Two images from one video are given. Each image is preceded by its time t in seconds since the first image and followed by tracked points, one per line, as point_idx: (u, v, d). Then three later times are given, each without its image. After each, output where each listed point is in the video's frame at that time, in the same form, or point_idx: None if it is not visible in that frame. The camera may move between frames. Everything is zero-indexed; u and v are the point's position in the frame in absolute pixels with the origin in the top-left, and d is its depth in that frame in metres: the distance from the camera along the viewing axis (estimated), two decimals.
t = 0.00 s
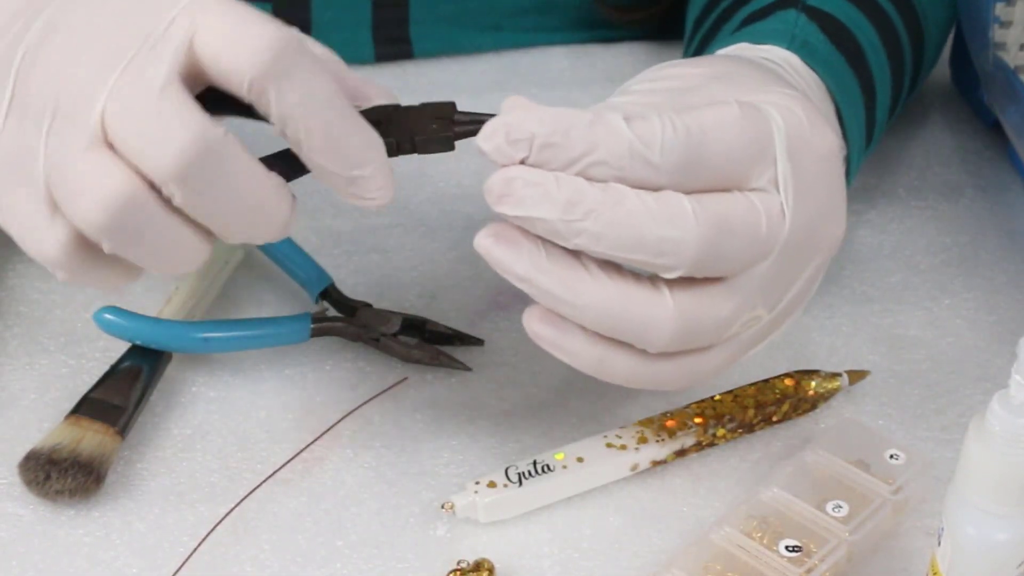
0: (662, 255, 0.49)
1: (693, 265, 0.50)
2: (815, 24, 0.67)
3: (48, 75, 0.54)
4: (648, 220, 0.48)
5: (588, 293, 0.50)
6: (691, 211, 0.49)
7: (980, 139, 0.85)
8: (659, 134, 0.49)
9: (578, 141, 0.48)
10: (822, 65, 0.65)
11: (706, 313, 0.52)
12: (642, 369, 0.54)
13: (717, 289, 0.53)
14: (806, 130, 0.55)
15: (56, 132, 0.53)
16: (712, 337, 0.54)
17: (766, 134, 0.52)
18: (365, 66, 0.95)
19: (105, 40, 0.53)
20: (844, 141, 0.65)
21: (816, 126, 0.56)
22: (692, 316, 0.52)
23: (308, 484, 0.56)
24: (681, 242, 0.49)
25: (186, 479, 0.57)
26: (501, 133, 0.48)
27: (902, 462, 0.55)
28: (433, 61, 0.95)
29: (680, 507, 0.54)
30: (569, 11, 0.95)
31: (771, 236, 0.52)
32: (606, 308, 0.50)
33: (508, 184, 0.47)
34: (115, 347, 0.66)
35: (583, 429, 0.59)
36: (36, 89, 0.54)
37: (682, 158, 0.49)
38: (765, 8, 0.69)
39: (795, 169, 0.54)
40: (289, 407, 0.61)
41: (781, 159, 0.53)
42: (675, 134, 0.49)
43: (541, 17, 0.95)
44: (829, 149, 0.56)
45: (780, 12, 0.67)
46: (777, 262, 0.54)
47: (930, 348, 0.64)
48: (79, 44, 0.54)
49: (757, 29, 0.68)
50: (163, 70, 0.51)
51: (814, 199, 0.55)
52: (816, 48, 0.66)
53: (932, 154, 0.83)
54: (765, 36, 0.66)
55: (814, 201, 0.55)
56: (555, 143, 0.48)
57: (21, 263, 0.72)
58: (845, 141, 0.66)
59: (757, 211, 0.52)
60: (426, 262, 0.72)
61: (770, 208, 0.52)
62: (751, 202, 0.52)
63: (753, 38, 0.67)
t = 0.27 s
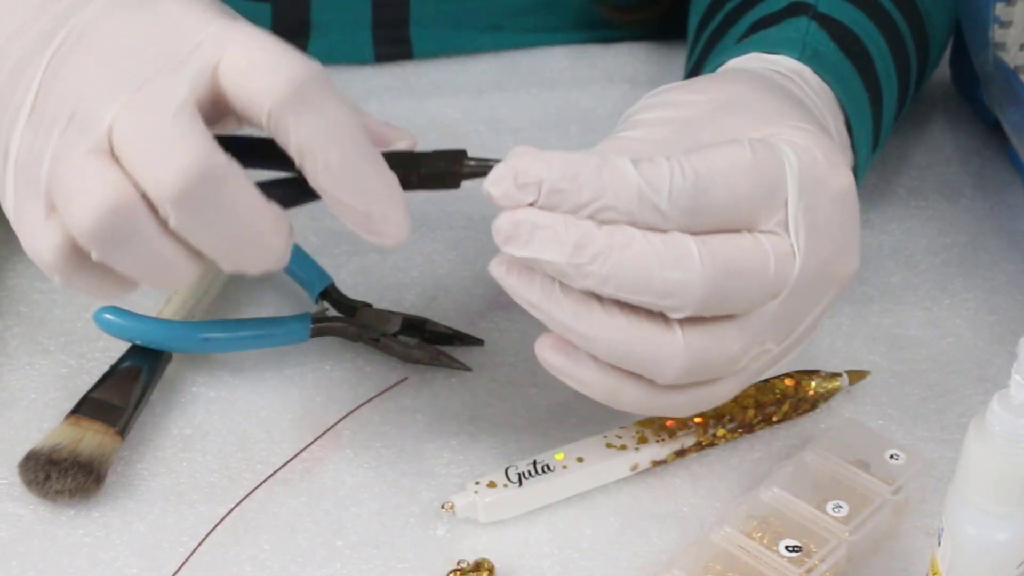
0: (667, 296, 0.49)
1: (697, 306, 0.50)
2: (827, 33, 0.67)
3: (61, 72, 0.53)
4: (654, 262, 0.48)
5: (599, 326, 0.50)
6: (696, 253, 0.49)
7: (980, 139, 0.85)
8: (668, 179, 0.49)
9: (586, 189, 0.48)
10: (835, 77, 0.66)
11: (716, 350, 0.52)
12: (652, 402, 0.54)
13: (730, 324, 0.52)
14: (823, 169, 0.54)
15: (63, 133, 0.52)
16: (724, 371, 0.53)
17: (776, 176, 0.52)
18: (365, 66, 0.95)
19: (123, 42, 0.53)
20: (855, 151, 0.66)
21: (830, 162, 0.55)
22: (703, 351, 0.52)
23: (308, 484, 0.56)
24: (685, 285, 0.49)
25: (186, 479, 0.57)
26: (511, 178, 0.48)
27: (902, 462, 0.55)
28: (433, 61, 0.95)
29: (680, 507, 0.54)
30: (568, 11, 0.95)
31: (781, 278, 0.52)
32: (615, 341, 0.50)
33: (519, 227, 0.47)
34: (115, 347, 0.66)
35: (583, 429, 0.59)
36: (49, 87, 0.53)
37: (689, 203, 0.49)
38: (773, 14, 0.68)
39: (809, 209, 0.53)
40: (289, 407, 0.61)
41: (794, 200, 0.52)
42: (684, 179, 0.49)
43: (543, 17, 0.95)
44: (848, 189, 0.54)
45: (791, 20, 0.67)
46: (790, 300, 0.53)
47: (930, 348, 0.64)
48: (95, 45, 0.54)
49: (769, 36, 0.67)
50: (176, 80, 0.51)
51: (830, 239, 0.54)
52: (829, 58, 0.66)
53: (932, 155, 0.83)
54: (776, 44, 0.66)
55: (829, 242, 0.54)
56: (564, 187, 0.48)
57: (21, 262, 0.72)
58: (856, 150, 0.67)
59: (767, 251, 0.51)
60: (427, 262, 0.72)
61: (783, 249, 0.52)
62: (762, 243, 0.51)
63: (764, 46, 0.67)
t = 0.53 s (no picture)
0: (664, 316, 0.49)
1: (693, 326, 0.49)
2: (853, 31, 0.67)
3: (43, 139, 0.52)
4: (648, 282, 0.48)
5: (609, 347, 0.51)
6: (689, 272, 0.48)
7: (981, 139, 0.85)
8: (659, 202, 0.48)
9: (577, 216, 0.48)
10: (864, 75, 0.66)
11: (719, 368, 0.51)
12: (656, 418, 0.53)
13: (737, 341, 0.52)
14: (828, 178, 0.51)
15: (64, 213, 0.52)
16: (730, 388, 0.52)
17: (775, 193, 0.50)
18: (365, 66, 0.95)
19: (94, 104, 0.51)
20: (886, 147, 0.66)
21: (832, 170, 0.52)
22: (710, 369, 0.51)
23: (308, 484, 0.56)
24: (680, 305, 0.48)
25: (186, 479, 0.57)
26: (507, 210, 0.48)
27: (902, 462, 0.55)
28: (433, 62, 0.95)
29: (680, 507, 0.54)
30: (568, 12, 0.95)
31: (781, 294, 0.50)
32: (625, 362, 0.51)
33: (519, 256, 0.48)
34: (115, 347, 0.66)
35: (584, 430, 0.59)
36: (32, 151, 0.52)
37: (682, 223, 0.49)
38: (797, 17, 0.68)
39: (812, 220, 0.51)
40: (289, 407, 0.61)
41: (794, 213, 0.50)
42: (675, 201, 0.48)
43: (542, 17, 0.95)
44: (856, 196, 0.52)
45: (817, 21, 0.67)
46: (797, 313, 0.51)
47: (930, 348, 0.64)
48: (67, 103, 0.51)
49: (796, 39, 0.67)
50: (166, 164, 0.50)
51: (837, 248, 0.51)
52: (857, 57, 0.66)
53: (933, 155, 0.83)
54: (802, 44, 0.66)
55: (839, 252, 0.51)
56: (556, 216, 0.48)
57: (22, 262, 0.72)
58: (888, 145, 0.67)
59: (764, 265, 0.50)
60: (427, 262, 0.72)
61: (783, 263, 0.50)
62: (761, 258, 0.50)
63: (792, 49, 0.66)
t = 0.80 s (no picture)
0: (655, 326, 0.49)
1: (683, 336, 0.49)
2: (853, 31, 0.67)
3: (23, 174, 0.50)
4: (636, 295, 0.48)
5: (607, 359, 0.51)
6: (677, 283, 0.48)
7: (980, 139, 0.85)
8: (645, 214, 0.48)
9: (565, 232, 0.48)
10: (865, 75, 0.66)
11: (714, 378, 0.51)
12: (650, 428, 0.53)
13: (731, 349, 0.52)
14: (820, 185, 0.51)
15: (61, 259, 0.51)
16: (724, 398, 0.52)
17: (763, 200, 0.49)
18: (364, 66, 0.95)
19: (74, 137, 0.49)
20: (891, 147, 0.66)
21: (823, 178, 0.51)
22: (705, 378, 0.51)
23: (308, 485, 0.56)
24: (670, 316, 0.48)
25: (186, 479, 0.57)
26: (498, 229, 0.48)
27: (902, 462, 0.55)
28: (433, 61, 0.95)
29: (680, 507, 0.54)
30: (568, 12, 0.95)
31: (772, 303, 0.50)
32: (623, 373, 0.51)
33: (512, 274, 0.48)
34: (115, 347, 0.66)
35: (583, 430, 0.59)
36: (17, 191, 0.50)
37: (669, 233, 0.48)
38: (797, 18, 0.68)
39: (803, 229, 0.50)
40: (289, 407, 0.61)
41: (783, 222, 0.50)
42: (661, 213, 0.48)
43: (542, 16, 0.95)
44: (849, 203, 0.51)
45: (817, 22, 0.67)
46: (792, 321, 0.51)
47: (930, 348, 0.64)
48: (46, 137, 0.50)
49: (797, 40, 0.67)
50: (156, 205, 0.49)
51: (831, 256, 0.51)
52: (858, 57, 0.66)
53: (932, 155, 0.83)
54: (805, 46, 0.66)
55: (833, 260, 0.51)
56: (545, 234, 0.48)
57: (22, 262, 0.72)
58: (892, 144, 0.66)
59: (754, 275, 0.49)
60: (427, 262, 0.72)
61: (775, 272, 0.50)
62: (751, 267, 0.49)
63: (793, 50, 0.66)
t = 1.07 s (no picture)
0: (649, 325, 0.49)
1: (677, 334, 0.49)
2: (850, 29, 0.67)
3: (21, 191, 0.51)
4: (629, 294, 0.48)
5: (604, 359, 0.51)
6: (669, 281, 0.48)
7: (980, 139, 0.85)
8: (636, 213, 0.48)
9: (558, 234, 0.48)
10: (862, 73, 0.66)
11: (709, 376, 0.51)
12: (644, 426, 0.53)
13: (728, 347, 0.52)
14: (810, 182, 0.51)
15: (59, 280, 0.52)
16: (718, 395, 0.52)
17: (754, 198, 0.49)
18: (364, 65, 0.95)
19: (69, 156, 0.50)
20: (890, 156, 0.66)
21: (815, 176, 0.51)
22: (701, 375, 0.51)
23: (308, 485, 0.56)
24: (664, 315, 0.48)
25: (186, 479, 0.57)
26: (491, 232, 0.49)
27: (902, 462, 0.55)
28: (432, 61, 0.95)
29: (680, 507, 0.54)
30: (568, 12, 0.94)
31: (765, 300, 0.50)
32: (621, 372, 0.51)
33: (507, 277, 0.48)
34: (115, 347, 0.66)
35: (583, 430, 0.59)
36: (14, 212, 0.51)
37: (660, 232, 0.49)
38: (794, 17, 0.68)
39: (796, 225, 0.50)
40: (289, 406, 0.61)
41: (776, 219, 0.50)
42: (652, 212, 0.48)
43: (541, 16, 0.95)
44: (839, 198, 0.51)
45: (813, 20, 0.67)
46: (787, 318, 0.51)
47: (930, 348, 0.64)
48: (43, 156, 0.51)
49: (793, 39, 0.67)
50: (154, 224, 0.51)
51: (824, 253, 0.51)
52: (854, 56, 0.66)
53: (932, 155, 0.83)
54: (802, 45, 0.66)
55: (827, 256, 0.51)
56: (539, 237, 0.48)
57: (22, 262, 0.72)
58: (889, 143, 0.66)
59: (748, 272, 0.49)
60: (427, 262, 0.72)
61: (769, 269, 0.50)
62: (744, 265, 0.49)
63: (790, 49, 0.66)
